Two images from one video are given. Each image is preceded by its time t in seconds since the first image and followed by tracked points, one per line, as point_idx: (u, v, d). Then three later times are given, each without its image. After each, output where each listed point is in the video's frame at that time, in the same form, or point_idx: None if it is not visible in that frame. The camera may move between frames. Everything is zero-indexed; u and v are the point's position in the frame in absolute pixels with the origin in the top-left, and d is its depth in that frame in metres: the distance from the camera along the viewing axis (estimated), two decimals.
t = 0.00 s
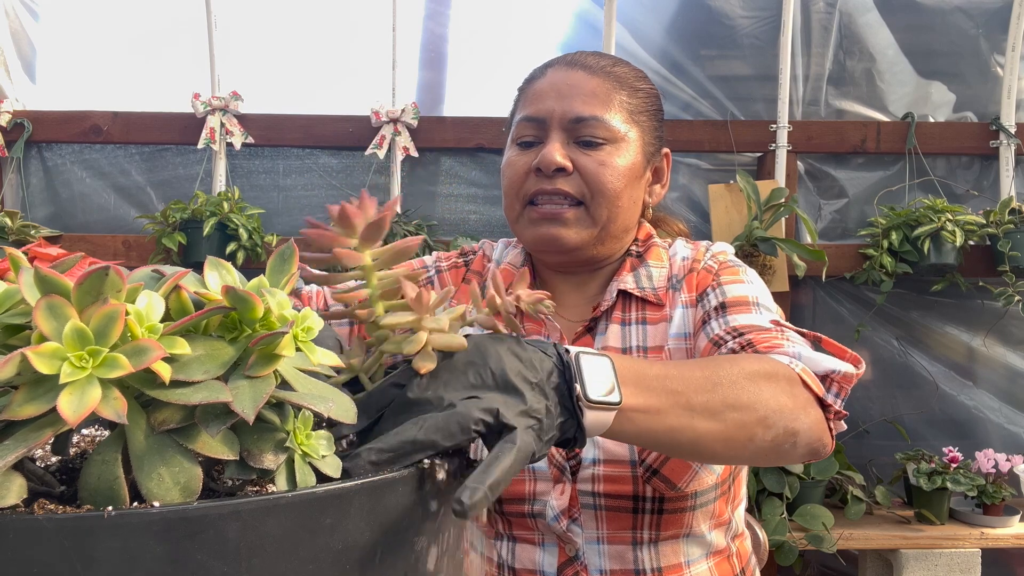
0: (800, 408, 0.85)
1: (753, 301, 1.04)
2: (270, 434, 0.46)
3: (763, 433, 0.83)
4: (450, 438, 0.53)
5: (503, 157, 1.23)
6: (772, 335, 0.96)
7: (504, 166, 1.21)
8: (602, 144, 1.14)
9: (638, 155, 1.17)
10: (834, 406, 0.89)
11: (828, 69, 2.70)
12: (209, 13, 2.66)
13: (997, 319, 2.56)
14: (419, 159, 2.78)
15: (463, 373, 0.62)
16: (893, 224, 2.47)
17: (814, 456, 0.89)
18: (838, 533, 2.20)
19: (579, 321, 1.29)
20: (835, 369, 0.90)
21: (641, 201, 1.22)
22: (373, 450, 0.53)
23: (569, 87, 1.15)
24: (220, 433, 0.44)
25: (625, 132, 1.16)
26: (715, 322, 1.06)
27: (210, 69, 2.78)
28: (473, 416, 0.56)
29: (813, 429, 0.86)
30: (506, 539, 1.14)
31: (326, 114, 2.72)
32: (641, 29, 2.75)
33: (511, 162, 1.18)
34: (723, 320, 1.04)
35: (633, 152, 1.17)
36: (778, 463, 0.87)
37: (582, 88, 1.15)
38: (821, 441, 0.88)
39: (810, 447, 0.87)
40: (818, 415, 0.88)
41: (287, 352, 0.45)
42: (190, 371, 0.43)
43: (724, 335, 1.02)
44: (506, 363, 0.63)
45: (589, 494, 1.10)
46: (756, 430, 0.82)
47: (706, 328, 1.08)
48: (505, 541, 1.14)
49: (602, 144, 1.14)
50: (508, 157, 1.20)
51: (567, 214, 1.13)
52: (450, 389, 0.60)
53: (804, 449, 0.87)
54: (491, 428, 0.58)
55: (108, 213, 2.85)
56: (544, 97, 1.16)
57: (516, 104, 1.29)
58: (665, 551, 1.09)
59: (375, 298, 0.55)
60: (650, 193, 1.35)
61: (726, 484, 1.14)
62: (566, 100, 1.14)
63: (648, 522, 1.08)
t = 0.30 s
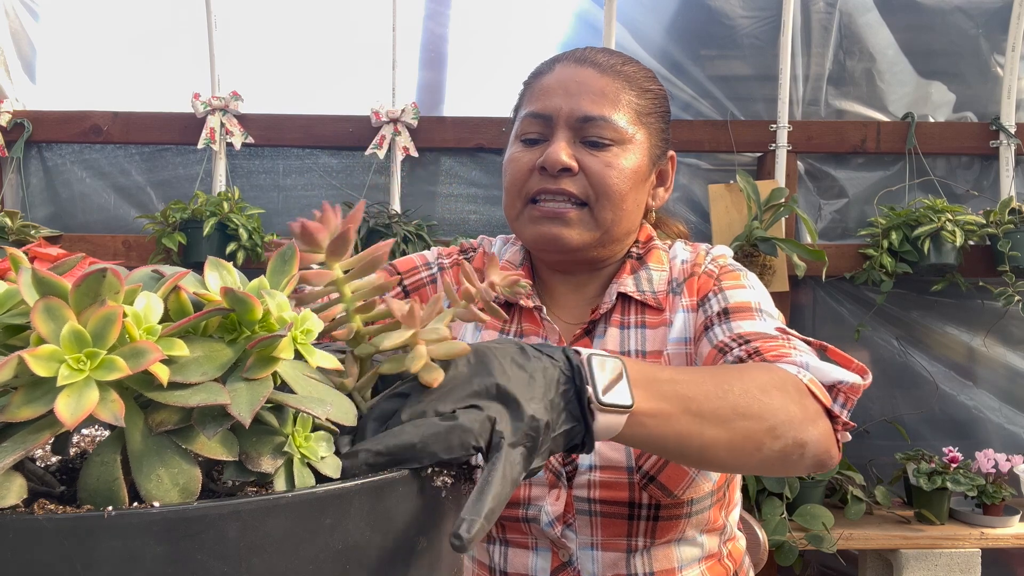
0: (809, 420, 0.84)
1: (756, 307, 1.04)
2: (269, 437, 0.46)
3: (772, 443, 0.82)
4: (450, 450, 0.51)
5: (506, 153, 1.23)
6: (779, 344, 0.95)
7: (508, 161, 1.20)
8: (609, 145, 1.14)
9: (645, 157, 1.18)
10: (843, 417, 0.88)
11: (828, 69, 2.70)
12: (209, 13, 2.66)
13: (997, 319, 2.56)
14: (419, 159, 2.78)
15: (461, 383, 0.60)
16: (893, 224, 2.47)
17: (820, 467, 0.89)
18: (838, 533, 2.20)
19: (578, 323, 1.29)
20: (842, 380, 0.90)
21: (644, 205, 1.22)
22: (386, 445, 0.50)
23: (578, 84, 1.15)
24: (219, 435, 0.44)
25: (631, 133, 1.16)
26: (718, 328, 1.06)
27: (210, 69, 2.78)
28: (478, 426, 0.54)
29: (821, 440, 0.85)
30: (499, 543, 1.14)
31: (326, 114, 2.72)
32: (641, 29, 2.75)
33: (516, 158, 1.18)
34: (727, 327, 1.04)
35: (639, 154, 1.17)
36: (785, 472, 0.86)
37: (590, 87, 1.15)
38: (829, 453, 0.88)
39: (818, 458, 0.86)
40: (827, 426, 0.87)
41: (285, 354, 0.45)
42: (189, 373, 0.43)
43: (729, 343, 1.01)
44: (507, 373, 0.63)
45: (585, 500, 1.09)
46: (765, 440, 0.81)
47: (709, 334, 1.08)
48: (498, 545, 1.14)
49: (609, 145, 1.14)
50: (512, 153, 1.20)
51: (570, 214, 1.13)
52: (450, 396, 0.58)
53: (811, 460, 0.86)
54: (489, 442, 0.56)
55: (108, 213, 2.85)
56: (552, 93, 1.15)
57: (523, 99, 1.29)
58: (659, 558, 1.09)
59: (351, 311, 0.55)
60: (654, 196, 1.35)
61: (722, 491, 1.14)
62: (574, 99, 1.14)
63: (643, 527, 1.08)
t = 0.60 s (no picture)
0: (853, 422, 0.85)
1: (773, 309, 1.06)
2: (270, 435, 0.46)
3: (814, 442, 0.83)
4: (503, 443, 0.54)
5: (512, 150, 1.22)
6: (813, 348, 0.97)
7: (513, 159, 1.20)
8: (618, 147, 1.14)
9: (653, 159, 1.18)
10: (884, 422, 0.89)
11: (828, 69, 2.70)
12: (209, 13, 2.66)
13: (998, 319, 2.56)
14: (419, 159, 2.78)
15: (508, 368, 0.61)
16: (893, 224, 2.47)
17: (862, 472, 0.89)
18: (838, 533, 2.20)
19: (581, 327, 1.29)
20: (880, 386, 0.90)
21: (651, 208, 1.22)
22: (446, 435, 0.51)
23: (588, 82, 1.15)
24: (220, 435, 0.44)
25: (640, 134, 1.16)
26: (740, 333, 1.07)
27: (210, 69, 2.78)
28: (532, 414, 0.56)
29: (864, 445, 0.86)
30: (497, 549, 1.13)
31: (326, 114, 2.72)
32: (641, 29, 2.75)
33: (521, 156, 1.17)
34: (750, 330, 1.05)
35: (648, 156, 1.17)
36: (824, 475, 0.87)
37: (600, 85, 1.15)
38: (871, 459, 0.88)
39: (859, 463, 0.87)
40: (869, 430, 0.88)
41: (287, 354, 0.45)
42: (190, 374, 0.43)
43: (758, 346, 1.02)
44: (550, 360, 0.64)
45: (585, 506, 1.09)
46: (808, 438, 0.82)
47: (729, 340, 1.09)
48: (496, 549, 1.14)
49: (618, 147, 1.14)
50: (518, 151, 1.20)
51: (574, 215, 1.12)
52: (500, 380, 0.59)
53: (852, 464, 0.87)
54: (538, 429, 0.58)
55: (108, 213, 2.85)
56: (561, 90, 1.15)
57: (530, 95, 1.29)
58: (659, 566, 1.09)
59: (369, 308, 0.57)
60: (662, 201, 1.35)
61: (724, 499, 1.13)
62: (584, 97, 1.14)
63: (644, 535, 1.08)
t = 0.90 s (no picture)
0: (839, 432, 0.85)
1: (773, 315, 1.06)
2: (268, 435, 0.46)
3: (798, 456, 0.83)
4: (481, 430, 0.56)
5: (511, 153, 1.22)
6: (803, 355, 0.96)
7: (512, 163, 1.20)
8: (615, 149, 1.14)
9: (653, 161, 1.17)
10: (876, 427, 0.90)
11: (828, 69, 2.70)
12: (209, 13, 2.66)
13: (997, 319, 2.56)
14: (419, 159, 2.78)
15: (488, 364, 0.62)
16: (893, 224, 2.47)
17: (856, 480, 0.89)
18: (838, 533, 2.20)
19: (587, 329, 1.30)
20: (873, 390, 0.91)
21: (652, 209, 1.23)
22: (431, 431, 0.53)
23: (586, 83, 1.15)
24: (218, 435, 0.44)
25: (639, 136, 1.16)
26: (737, 340, 1.07)
27: (210, 69, 2.78)
28: (513, 406, 0.59)
29: (853, 452, 0.86)
30: (498, 549, 1.14)
31: (326, 114, 2.72)
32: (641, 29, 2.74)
33: (519, 160, 1.18)
34: (747, 337, 1.05)
35: (647, 158, 1.16)
36: (816, 486, 0.87)
37: (598, 87, 1.15)
38: (864, 467, 0.88)
39: (850, 472, 0.87)
40: (860, 438, 0.88)
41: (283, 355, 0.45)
42: (185, 375, 0.43)
43: (751, 355, 1.02)
44: (528, 358, 0.65)
45: (587, 510, 1.09)
46: (791, 453, 0.83)
47: (726, 347, 1.09)
48: (496, 550, 1.14)
49: (616, 150, 1.14)
50: (516, 154, 1.20)
51: (570, 219, 1.12)
52: (479, 374, 0.61)
53: (843, 475, 0.87)
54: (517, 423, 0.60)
55: (108, 213, 2.85)
56: (558, 92, 1.15)
57: (529, 96, 1.29)
58: (662, 569, 1.09)
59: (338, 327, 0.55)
60: (665, 200, 1.35)
61: (727, 504, 1.13)
62: (581, 100, 1.14)
63: (646, 540, 1.08)
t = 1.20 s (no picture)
0: (853, 446, 0.86)
1: (781, 322, 1.06)
2: (270, 435, 0.46)
3: (813, 470, 0.84)
4: (488, 470, 0.54)
5: (510, 155, 1.23)
6: (815, 365, 0.96)
7: (510, 165, 1.21)
8: (612, 147, 1.14)
9: (651, 158, 1.17)
10: (886, 442, 0.91)
11: (828, 69, 2.70)
12: (209, 13, 2.66)
13: (997, 319, 2.56)
14: (419, 159, 2.78)
15: (506, 387, 0.61)
16: (893, 224, 2.47)
17: (863, 494, 0.91)
18: (838, 533, 2.20)
19: (590, 331, 1.30)
20: (885, 405, 0.93)
21: (652, 206, 1.22)
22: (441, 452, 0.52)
23: (581, 83, 1.15)
24: (220, 434, 0.44)
25: (637, 134, 1.16)
26: (746, 346, 1.07)
27: (210, 69, 2.78)
28: (524, 443, 0.56)
29: (864, 467, 0.88)
30: (498, 551, 1.14)
31: (326, 114, 2.72)
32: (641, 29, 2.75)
33: (517, 163, 1.18)
34: (756, 344, 1.05)
35: (645, 156, 1.16)
36: (828, 499, 0.89)
37: (594, 86, 1.15)
38: (873, 481, 0.90)
39: (861, 486, 0.89)
40: (871, 453, 0.90)
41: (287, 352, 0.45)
42: (190, 372, 0.43)
43: (761, 362, 1.02)
44: (550, 381, 0.63)
45: (589, 512, 1.09)
46: (806, 467, 0.84)
47: (733, 352, 1.09)
48: (497, 552, 1.14)
49: (613, 148, 1.14)
50: (514, 157, 1.20)
51: (569, 219, 1.12)
52: (494, 402, 0.59)
53: (854, 488, 0.88)
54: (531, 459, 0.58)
55: (108, 213, 2.85)
56: (554, 93, 1.15)
57: (525, 99, 1.29)
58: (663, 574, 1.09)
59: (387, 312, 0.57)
60: (666, 197, 1.35)
61: (730, 509, 1.13)
62: (577, 98, 1.14)
63: (648, 544, 1.08)
